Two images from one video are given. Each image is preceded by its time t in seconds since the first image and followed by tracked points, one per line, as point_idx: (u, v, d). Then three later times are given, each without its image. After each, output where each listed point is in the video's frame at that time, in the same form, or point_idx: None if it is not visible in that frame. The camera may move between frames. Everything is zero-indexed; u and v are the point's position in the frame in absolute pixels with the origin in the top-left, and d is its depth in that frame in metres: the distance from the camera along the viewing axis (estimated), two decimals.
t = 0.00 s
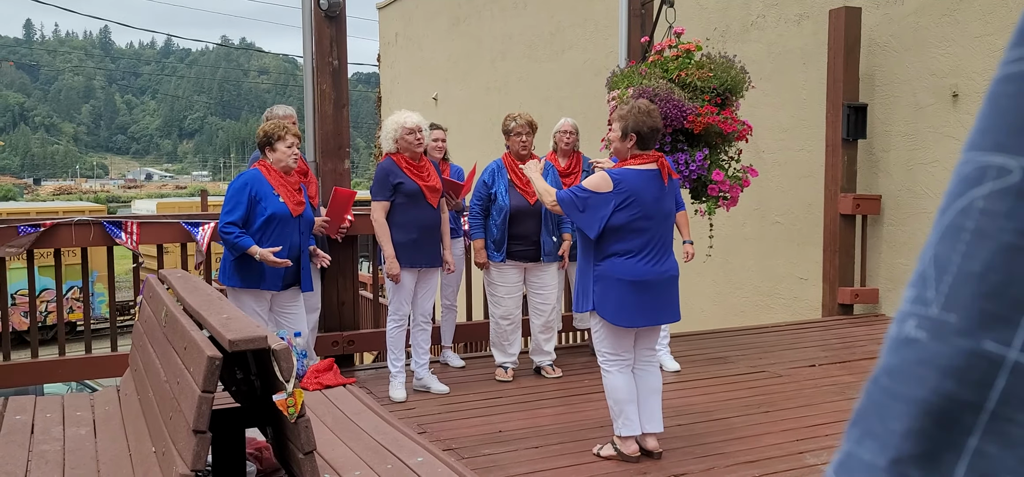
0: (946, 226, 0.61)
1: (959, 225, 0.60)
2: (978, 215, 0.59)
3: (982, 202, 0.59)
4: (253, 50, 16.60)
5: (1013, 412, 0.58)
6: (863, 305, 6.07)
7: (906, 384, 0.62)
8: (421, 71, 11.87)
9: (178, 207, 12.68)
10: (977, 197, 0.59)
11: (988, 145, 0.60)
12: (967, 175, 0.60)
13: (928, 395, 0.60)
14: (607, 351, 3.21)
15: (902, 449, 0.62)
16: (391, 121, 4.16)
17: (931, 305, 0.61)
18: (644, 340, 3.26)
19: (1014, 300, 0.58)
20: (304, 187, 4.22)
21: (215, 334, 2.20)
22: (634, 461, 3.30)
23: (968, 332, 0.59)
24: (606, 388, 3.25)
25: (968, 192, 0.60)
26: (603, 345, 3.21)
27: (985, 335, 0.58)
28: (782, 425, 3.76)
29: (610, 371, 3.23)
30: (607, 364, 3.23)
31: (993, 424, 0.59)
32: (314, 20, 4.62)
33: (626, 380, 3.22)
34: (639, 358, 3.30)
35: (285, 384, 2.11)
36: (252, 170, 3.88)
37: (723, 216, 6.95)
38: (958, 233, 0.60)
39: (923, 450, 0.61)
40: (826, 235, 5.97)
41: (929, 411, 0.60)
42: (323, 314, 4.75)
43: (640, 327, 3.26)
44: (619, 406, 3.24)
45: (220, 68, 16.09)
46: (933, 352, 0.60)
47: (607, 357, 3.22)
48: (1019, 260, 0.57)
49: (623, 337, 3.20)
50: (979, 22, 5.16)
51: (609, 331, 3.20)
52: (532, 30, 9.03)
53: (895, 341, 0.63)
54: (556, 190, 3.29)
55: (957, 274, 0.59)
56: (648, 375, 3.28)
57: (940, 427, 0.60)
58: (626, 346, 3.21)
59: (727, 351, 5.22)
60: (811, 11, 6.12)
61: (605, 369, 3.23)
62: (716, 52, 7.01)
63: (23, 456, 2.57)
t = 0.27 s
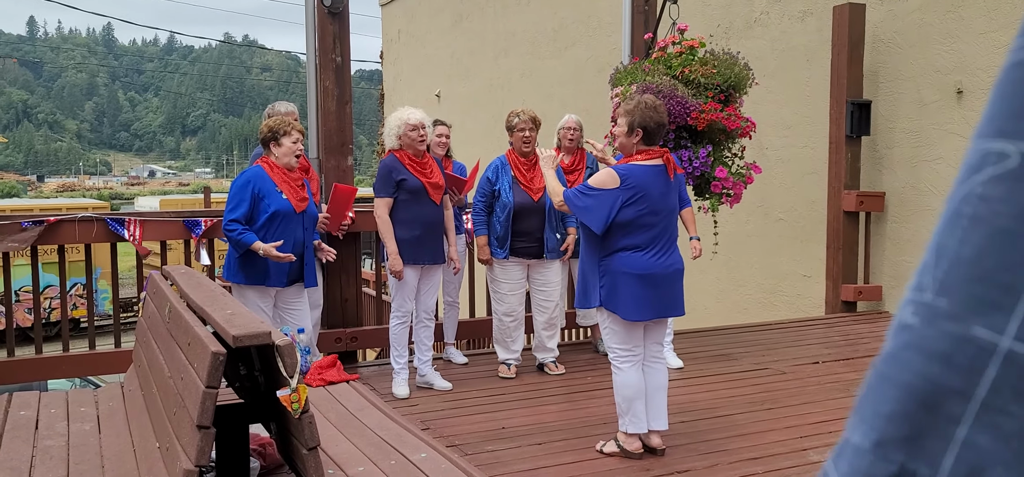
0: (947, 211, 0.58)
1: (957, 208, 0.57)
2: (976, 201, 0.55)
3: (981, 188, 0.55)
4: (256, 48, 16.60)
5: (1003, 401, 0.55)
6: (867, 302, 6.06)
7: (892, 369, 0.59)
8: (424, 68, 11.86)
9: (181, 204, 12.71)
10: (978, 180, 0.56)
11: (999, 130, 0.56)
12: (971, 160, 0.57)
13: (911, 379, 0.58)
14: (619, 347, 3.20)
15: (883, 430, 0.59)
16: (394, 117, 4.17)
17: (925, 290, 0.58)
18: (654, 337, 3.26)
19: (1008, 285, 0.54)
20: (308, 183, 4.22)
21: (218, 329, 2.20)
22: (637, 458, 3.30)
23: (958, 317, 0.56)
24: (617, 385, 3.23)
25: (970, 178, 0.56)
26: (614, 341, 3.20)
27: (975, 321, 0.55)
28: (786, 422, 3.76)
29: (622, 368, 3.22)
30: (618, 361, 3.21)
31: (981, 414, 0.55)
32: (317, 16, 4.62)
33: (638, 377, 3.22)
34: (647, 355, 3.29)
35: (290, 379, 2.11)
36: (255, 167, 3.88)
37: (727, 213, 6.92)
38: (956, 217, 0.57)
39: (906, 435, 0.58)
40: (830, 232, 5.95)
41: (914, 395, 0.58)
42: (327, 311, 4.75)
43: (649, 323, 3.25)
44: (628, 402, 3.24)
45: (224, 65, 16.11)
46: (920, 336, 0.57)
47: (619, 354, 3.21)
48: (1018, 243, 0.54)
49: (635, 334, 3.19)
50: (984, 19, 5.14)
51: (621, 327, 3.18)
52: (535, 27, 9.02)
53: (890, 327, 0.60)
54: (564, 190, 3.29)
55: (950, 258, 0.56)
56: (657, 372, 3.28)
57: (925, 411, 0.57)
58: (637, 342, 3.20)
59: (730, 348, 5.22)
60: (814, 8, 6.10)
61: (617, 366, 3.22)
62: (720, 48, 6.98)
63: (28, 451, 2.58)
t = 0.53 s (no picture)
0: (950, 216, 0.53)
1: (962, 212, 0.52)
2: (983, 207, 0.51)
3: (987, 194, 0.51)
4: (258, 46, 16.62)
5: (1013, 412, 0.51)
6: (869, 300, 6.06)
7: (897, 380, 0.54)
8: (426, 67, 11.87)
9: (185, 203, 12.74)
10: (986, 183, 0.51)
11: (1012, 134, 0.50)
12: (973, 163, 0.52)
13: (918, 390, 0.53)
14: (620, 346, 3.20)
15: (891, 442, 0.55)
16: (396, 116, 4.17)
17: (930, 296, 0.53)
18: (655, 335, 3.25)
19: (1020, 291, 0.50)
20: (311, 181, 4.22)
21: (221, 328, 2.21)
22: (639, 456, 3.30)
23: (967, 325, 0.51)
24: (619, 384, 3.23)
25: (973, 185, 0.52)
26: (616, 340, 3.20)
27: (985, 329, 0.51)
28: (788, 420, 3.76)
29: (624, 366, 3.22)
30: (620, 359, 3.21)
31: (993, 424, 0.51)
32: (318, 15, 4.62)
33: (639, 375, 3.21)
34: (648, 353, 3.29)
35: (292, 378, 2.12)
36: (257, 166, 3.88)
37: (729, 211, 6.91)
38: (961, 221, 0.52)
39: (913, 446, 0.54)
40: (832, 230, 5.95)
41: (922, 407, 0.53)
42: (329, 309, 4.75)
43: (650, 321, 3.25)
44: (629, 401, 3.24)
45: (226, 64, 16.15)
46: (926, 345, 0.53)
47: (620, 352, 3.21)
48: None
49: (636, 332, 3.19)
50: (987, 16, 5.14)
51: (623, 326, 3.18)
52: (537, 25, 9.02)
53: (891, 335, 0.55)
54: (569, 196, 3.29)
55: (957, 263, 0.52)
56: (657, 370, 3.28)
57: (934, 422, 0.53)
58: (639, 341, 3.20)
59: (732, 346, 5.22)
60: (816, 5, 6.09)
61: (619, 364, 3.22)
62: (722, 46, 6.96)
63: (31, 450, 2.59)
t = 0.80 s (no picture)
0: (975, 212, 0.57)
1: (990, 209, 0.56)
2: (1010, 200, 0.56)
3: (1014, 186, 0.56)
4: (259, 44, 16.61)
5: None
6: (871, 297, 6.06)
7: (934, 377, 0.59)
8: (427, 64, 11.86)
9: (185, 200, 12.72)
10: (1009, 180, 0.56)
11: (1015, 124, 0.56)
12: (997, 157, 0.57)
13: (954, 388, 0.58)
14: (620, 342, 3.19)
15: (931, 443, 0.59)
16: (398, 112, 4.15)
17: (959, 293, 0.58)
18: (656, 332, 3.25)
19: None
20: (312, 178, 4.22)
21: (222, 325, 2.21)
22: (641, 453, 3.30)
23: (997, 322, 0.56)
24: (619, 380, 3.23)
25: (997, 176, 0.57)
26: (616, 336, 3.20)
27: (1016, 325, 0.55)
28: (790, 417, 3.76)
29: (624, 363, 3.21)
30: (620, 356, 3.21)
31: None
32: (320, 13, 4.61)
33: (640, 372, 3.21)
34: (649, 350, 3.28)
35: (293, 375, 2.11)
36: (258, 163, 3.87)
37: (730, 208, 6.89)
38: (987, 219, 0.57)
39: (951, 443, 0.59)
40: (834, 227, 5.94)
41: (958, 404, 0.58)
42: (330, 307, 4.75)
43: (651, 318, 3.24)
44: (630, 397, 3.23)
45: (227, 62, 16.15)
46: (960, 342, 0.57)
47: (621, 349, 3.20)
48: None
49: (637, 329, 3.18)
50: (989, 12, 5.13)
51: (624, 322, 3.17)
52: (538, 22, 8.99)
53: (920, 332, 0.60)
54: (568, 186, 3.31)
55: (986, 261, 0.56)
56: (659, 367, 3.27)
57: (970, 418, 0.58)
58: (640, 338, 3.19)
59: (734, 343, 5.21)
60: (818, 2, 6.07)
61: (619, 361, 3.21)
62: (723, 43, 6.94)
63: (32, 448, 2.58)
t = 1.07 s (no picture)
0: (981, 193, 0.52)
1: (1000, 190, 0.51)
2: (1017, 184, 0.51)
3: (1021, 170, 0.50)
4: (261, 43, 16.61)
5: None
6: (873, 294, 6.05)
7: (930, 365, 0.54)
8: (429, 63, 11.85)
9: (188, 199, 12.74)
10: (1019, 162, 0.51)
11: None
12: (1006, 140, 0.52)
13: (949, 378, 0.53)
14: (621, 341, 3.20)
15: (922, 435, 0.54)
16: (399, 111, 4.17)
17: (962, 278, 0.52)
18: (658, 330, 3.24)
19: None
20: (314, 176, 4.23)
21: (224, 323, 2.21)
22: (643, 451, 3.31)
23: (1000, 307, 0.51)
24: (620, 379, 3.24)
25: (1007, 160, 0.51)
26: (617, 335, 3.20)
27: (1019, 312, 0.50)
28: (793, 415, 3.76)
29: (626, 361, 3.22)
30: (621, 354, 3.22)
31: None
32: (321, 11, 4.61)
33: (641, 370, 3.21)
34: (652, 349, 3.28)
35: (295, 374, 2.11)
36: (260, 160, 3.88)
37: (732, 205, 6.88)
38: (995, 199, 0.51)
39: (943, 439, 0.53)
40: (836, 224, 5.93)
41: (956, 395, 0.53)
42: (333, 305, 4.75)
43: (653, 316, 3.24)
44: (632, 395, 3.23)
45: (229, 61, 16.14)
46: (958, 328, 0.52)
47: (622, 347, 3.21)
48: None
49: (638, 326, 3.18)
50: (991, 9, 5.14)
51: (625, 320, 3.18)
52: (540, 20, 8.98)
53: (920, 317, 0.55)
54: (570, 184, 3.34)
55: (988, 242, 0.51)
56: (661, 366, 3.27)
57: (967, 411, 0.52)
58: (641, 335, 3.20)
59: (736, 340, 5.21)
60: None
61: (620, 359, 3.22)
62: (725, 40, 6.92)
63: (36, 446, 2.59)
